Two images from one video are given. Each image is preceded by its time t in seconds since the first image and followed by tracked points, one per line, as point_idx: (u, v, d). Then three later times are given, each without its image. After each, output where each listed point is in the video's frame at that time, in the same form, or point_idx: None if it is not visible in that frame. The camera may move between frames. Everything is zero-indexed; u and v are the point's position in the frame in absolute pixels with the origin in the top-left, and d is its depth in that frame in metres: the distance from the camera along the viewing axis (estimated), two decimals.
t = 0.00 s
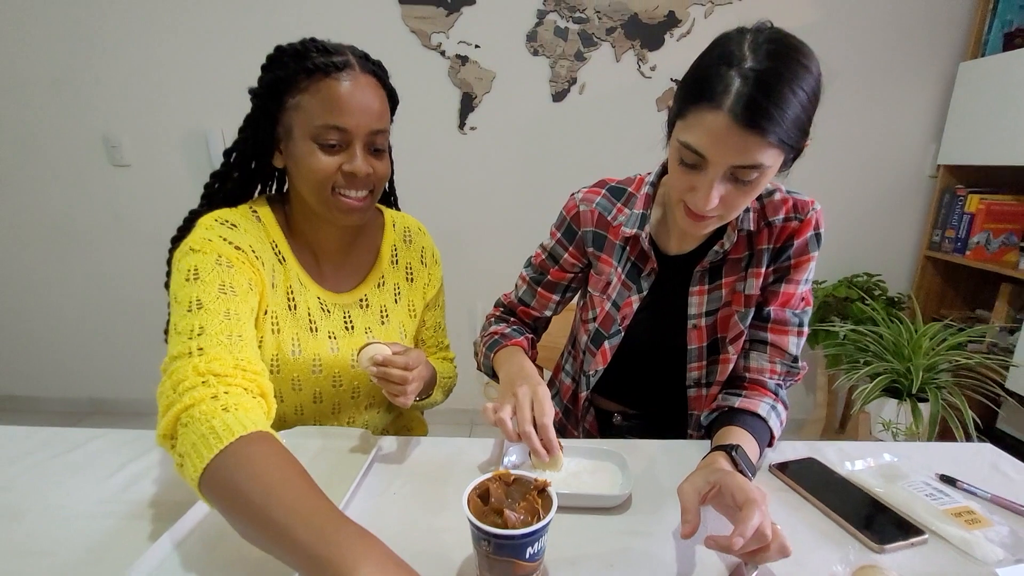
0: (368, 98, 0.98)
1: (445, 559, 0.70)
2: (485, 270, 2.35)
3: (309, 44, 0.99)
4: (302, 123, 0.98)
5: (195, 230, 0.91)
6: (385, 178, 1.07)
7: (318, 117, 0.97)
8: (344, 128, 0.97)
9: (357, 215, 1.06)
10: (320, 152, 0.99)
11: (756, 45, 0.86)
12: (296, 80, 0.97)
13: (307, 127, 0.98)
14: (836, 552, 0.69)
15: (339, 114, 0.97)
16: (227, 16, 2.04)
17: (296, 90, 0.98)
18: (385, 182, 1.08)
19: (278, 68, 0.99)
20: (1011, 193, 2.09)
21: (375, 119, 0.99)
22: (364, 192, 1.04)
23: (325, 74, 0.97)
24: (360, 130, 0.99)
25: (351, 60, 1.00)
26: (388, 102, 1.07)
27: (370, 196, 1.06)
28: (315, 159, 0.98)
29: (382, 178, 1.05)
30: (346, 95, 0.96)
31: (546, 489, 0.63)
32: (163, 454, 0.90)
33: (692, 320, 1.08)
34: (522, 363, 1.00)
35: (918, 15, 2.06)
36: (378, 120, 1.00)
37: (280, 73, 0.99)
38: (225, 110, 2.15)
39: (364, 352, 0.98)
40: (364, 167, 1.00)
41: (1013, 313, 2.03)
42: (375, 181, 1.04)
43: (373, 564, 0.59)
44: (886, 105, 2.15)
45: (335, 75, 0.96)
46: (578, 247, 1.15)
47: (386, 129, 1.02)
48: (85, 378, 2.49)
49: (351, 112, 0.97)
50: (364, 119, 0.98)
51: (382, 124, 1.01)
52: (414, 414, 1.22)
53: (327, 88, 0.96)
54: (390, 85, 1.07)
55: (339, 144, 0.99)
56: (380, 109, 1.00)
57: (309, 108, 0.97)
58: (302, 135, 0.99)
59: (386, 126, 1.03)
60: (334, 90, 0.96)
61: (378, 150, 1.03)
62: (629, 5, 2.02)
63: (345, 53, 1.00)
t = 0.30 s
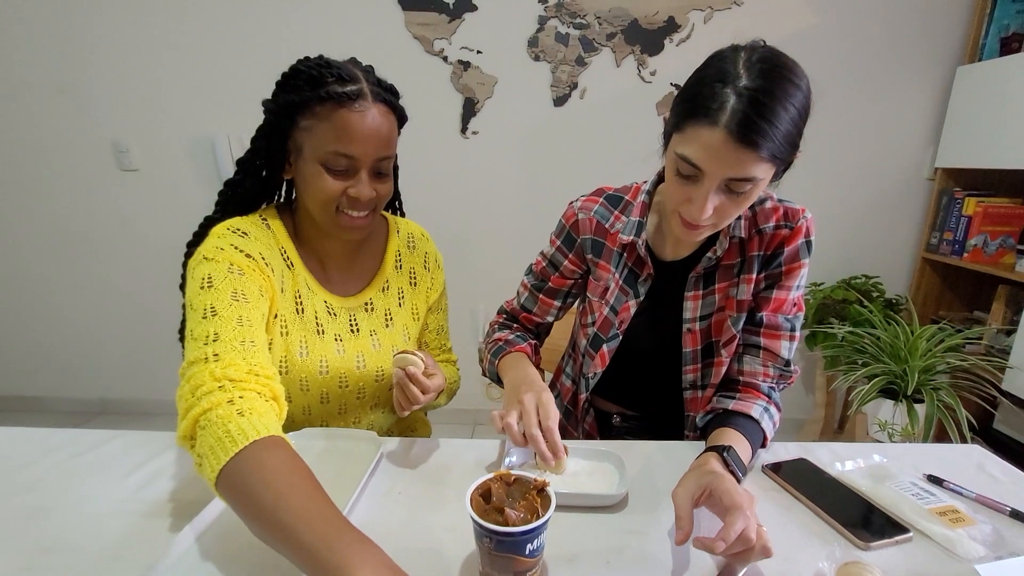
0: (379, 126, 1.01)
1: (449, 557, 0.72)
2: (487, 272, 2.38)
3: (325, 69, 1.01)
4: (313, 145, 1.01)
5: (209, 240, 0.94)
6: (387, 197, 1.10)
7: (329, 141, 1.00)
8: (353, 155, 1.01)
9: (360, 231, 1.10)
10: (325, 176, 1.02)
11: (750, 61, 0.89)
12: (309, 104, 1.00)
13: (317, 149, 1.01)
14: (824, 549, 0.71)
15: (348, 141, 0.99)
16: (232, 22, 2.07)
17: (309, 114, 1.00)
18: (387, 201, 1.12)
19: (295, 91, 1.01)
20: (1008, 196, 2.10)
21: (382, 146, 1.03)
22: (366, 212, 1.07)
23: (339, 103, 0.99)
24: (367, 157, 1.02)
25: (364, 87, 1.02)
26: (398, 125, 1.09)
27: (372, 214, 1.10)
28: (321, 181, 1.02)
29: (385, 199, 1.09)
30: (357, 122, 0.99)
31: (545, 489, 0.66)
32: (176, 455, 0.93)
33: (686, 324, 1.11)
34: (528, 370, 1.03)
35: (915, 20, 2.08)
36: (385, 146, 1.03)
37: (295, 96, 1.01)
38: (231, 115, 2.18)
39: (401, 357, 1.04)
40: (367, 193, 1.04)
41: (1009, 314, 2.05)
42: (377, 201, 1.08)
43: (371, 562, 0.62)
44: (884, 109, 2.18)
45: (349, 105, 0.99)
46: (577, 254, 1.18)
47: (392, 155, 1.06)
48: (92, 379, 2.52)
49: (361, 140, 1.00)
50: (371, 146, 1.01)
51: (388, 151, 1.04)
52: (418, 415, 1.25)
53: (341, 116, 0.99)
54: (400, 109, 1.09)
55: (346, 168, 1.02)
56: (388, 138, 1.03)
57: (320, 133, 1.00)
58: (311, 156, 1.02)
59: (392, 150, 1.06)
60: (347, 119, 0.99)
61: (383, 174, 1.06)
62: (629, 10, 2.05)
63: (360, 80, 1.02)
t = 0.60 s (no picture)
0: (374, 123, 1.02)
1: (454, 548, 0.74)
2: (491, 271, 2.39)
3: (321, 68, 1.02)
4: (311, 143, 1.02)
5: (211, 237, 0.96)
6: (383, 192, 1.12)
7: (326, 138, 1.01)
8: (349, 151, 1.02)
9: (358, 225, 1.11)
10: (324, 172, 1.03)
11: (753, 59, 0.89)
12: (306, 102, 1.01)
13: (314, 147, 1.02)
14: (823, 544, 0.73)
15: (345, 138, 1.00)
16: (237, 21, 2.08)
17: (305, 112, 1.02)
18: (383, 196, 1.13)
19: (291, 89, 1.02)
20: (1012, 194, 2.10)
21: (377, 142, 1.03)
22: (363, 206, 1.08)
23: (334, 100, 1.00)
24: (364, 153, 1.03)
25: (359, 85, 1.03)
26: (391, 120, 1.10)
27: (368, 209, 1.11)
28: (320, 177, 1.03)
29: (381, 194, 1.11)
30: (353, 119, 1.00)
31: (549, 483, 0.67)
32: (186, 450, 0.94)
33: (683, 321, 1.12)
34: (521, 367, 1.04)
35: (919, 18, 2.08)
36: (380, 142, 1.04)
37: (292, 95, 1.02)
38: (236, 113, 2.19)
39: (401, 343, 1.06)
40: (365, 186, 1.05)
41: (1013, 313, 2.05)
42: (373, 196, 1.09)
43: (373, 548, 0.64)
44: (888, 108, 2.17)
45: (344, 102, 1.00)
46: (575, 253, 1.19)
47: (387, 150, 1.06)
48: (99, 375, 2.54)
49: (356, 137, 1.01)
50: (366, 143, 1.02)
51: (384, 146, 1.05)
52: (418, 410, 1.27)
53: (336, 113, 1.00)
54: (394, 104, 1.10)
55: (343, 164, 1.03)
56: (383, 133, 1.04)
57: (316, 130, 1.01)
58: (309, 154, 1.03)
59: (388, 145, 1.08)
60: (342, 115, 0.99)
61: (379, 169, 1.07)
62: (633, 9, 2.05)
63: (355, 78, 1.03)
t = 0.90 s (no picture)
0: (373, 120, 1.03)
1: (456, 539, 0.75)
2: (493, 268, 2.40)
3: (319, 67, 1.03)
4: (311, 141, 1.04)
5: (199, 228, 1.04)
6: (382, 187, 1.13)
7: (327, 136, 1.02)
8: (350, 147, 1.03)
9: (358, 220, 1.13)
10: (326, 168, 1.04)
11: (765, 64, 0.89)
12: (307, 101, 1.02)
13: (315, 144, 1.03)
14: (821, 538, 0.74)
15: (346, 134, 1.02)
16: (241, 19, 2.09)
17: (306, 110, 1.03)
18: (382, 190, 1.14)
19: (290, 88, 1.04)
20: (1015, 193, 2.10)
21: (377, 137, 1.05)
22: (365, 203, 1.10)
23: (334, 99, 1.02)
24: (364, 148, 1.04)
25: (357, 84, 1.04)
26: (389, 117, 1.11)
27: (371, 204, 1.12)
28: (322, 174, 1.04)
29: (381, 189, 1.11)
30: (354, 117, 1.01)
31: (550, 476, 0.68)
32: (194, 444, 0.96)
33: (682, 318, 1.13)
34: (521, 364, 1.04)
35: (921, 16, 2.08)
36: (379, 138, 1.05)
37: (292, 95, 1.03)
38: (239, 111, 2.20)
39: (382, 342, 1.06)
40: (366, 181, 1.06)
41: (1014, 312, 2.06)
42: (373, 191, 1.10)
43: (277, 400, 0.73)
44: (890, 106, 2.18)
45: (344, 100, 1.02)
46: (574, 250, 1.20)
47: (386, 145, 1.08)
48: (103, 371, 2.56)
49: (357, 133, 1.02)
50: (366, 139, 1.03)
51: (383, 141, 1.06)
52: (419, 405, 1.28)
53: (336, 111, 1.01)
54: (391, 101, 1.12)
55: (344, 159, 1.04)
56: (382, 128, 1.05)
57: (318, 127, 1.02)
58: (311, 151, 1.04)
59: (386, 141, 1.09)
60: (342, 113, 1.01)
61: (379, 164, 1.09)
62: (635, 7, 2.05)
63: (352, 76, 1.04)
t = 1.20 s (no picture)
0: (354, 123, 1.04)
1: (462, 535, 0.76)
2: (496, 267, 2.41)
3: (305, 70, 1.05)
4: (294, 141, 1.05)
5: (192, 229, 1.11)
6: (365, 189, 1.13)
7: (308, 137, 1.03)
8: (328, 150, 1.03)
9: (339, 219, 1.13)
10: (306, 169, 1.06)
11: (780, 67, 0.90)
12: (290, 103, 1.04)
13: (297, 145, 1.05)
14: (823, 535, 0.74)
15: (325, 137, 1.03)
16: (245, 18, 2.10)
17: (290, 111, 1.05)
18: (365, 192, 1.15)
19: (277, 90, 1.06)
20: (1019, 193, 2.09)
21: (358, 141, 1.05)
22: (346, 204, 1.10)
23: (317, 102, 1.03)
24: (344, 152, 1.05)
25: (341, 88, 1.05)
26: (376, 121, 1.12)
27: (352, 206, 1.13)
28: (303, 174, 1.06)
29: (362, 191, 1.12)
30: (334, 121, 1.02)
31: (554, 474, 0.68)
32: (200, 441, 0.97)
33: (689, 318, 1.13)
34: (532, 360, 1.03)
35: (926, 15, 2.07)
36: (361, 142, 1.05)
37: (277, 97, 1.06)
38: (243, 111, 2.21)
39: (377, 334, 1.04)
40: (344, 183, 1.07)
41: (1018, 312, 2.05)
42: (354, 193, 1.10)
43: (247, 353, 0.94)
44: (895, 106, 2.17)
45: (325, 104, 1.03)
46: (580, 249, 1.19)
47: (368, 150, 1.08)
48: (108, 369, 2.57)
49: (335, 136, 1.03)
50: (346, 142, 1.04)
51: (365, 145, 1.06)
52: (416, 403, 1.30)
53: (318, 114, 1.02)
54: (379, 106, 1.12)
55: (324, 161, 1.05)
56: (364, 131, 1.06)
57: (300, 128, 1.04)
58: (293, 152, 1.06)
59: (371, 146, 1.09)
60: (324, 117, 1.02)
61: (360, 167, 1.09)
62: (639, 7, 2.05)
63: (336, 80, 1.05)
